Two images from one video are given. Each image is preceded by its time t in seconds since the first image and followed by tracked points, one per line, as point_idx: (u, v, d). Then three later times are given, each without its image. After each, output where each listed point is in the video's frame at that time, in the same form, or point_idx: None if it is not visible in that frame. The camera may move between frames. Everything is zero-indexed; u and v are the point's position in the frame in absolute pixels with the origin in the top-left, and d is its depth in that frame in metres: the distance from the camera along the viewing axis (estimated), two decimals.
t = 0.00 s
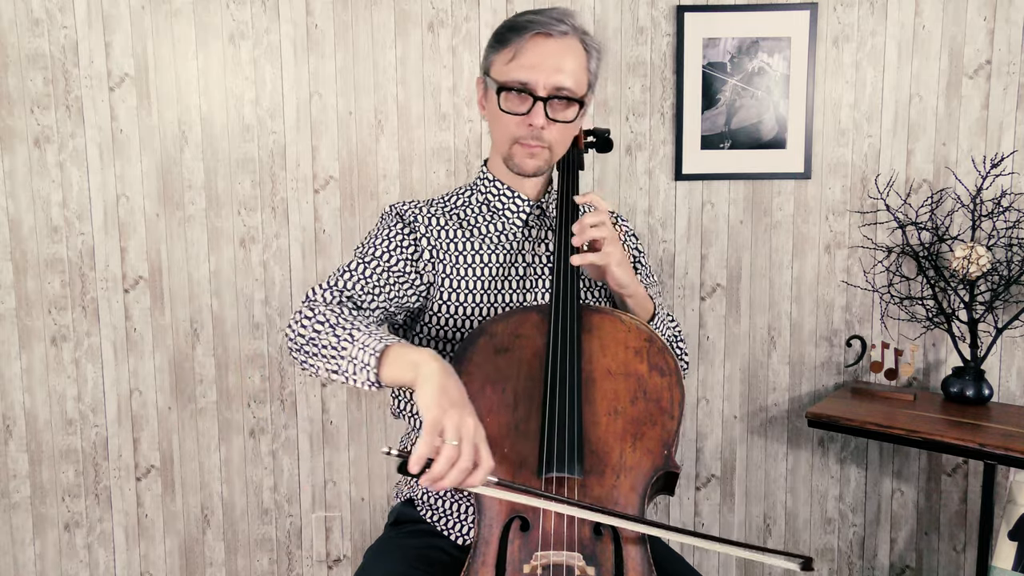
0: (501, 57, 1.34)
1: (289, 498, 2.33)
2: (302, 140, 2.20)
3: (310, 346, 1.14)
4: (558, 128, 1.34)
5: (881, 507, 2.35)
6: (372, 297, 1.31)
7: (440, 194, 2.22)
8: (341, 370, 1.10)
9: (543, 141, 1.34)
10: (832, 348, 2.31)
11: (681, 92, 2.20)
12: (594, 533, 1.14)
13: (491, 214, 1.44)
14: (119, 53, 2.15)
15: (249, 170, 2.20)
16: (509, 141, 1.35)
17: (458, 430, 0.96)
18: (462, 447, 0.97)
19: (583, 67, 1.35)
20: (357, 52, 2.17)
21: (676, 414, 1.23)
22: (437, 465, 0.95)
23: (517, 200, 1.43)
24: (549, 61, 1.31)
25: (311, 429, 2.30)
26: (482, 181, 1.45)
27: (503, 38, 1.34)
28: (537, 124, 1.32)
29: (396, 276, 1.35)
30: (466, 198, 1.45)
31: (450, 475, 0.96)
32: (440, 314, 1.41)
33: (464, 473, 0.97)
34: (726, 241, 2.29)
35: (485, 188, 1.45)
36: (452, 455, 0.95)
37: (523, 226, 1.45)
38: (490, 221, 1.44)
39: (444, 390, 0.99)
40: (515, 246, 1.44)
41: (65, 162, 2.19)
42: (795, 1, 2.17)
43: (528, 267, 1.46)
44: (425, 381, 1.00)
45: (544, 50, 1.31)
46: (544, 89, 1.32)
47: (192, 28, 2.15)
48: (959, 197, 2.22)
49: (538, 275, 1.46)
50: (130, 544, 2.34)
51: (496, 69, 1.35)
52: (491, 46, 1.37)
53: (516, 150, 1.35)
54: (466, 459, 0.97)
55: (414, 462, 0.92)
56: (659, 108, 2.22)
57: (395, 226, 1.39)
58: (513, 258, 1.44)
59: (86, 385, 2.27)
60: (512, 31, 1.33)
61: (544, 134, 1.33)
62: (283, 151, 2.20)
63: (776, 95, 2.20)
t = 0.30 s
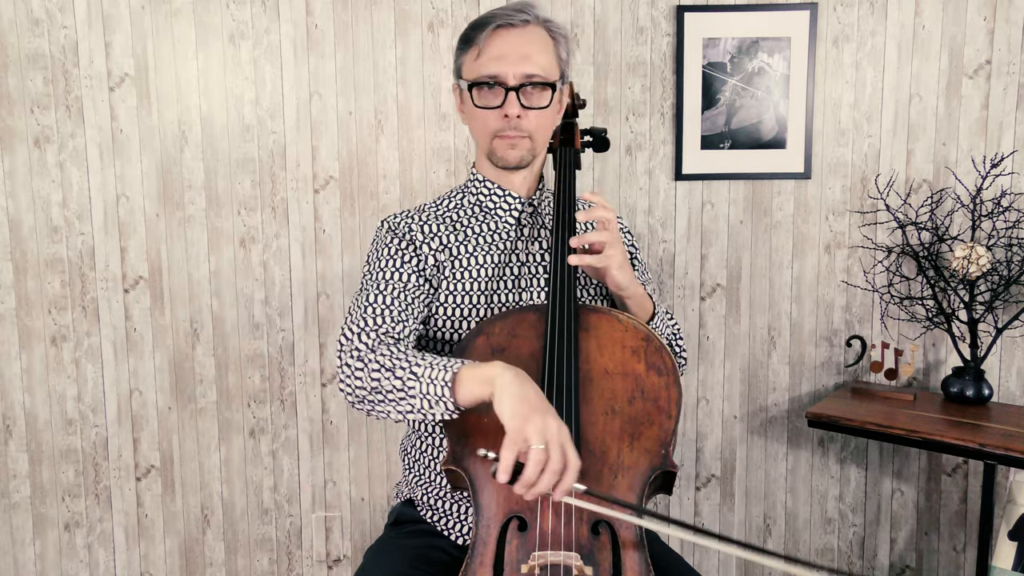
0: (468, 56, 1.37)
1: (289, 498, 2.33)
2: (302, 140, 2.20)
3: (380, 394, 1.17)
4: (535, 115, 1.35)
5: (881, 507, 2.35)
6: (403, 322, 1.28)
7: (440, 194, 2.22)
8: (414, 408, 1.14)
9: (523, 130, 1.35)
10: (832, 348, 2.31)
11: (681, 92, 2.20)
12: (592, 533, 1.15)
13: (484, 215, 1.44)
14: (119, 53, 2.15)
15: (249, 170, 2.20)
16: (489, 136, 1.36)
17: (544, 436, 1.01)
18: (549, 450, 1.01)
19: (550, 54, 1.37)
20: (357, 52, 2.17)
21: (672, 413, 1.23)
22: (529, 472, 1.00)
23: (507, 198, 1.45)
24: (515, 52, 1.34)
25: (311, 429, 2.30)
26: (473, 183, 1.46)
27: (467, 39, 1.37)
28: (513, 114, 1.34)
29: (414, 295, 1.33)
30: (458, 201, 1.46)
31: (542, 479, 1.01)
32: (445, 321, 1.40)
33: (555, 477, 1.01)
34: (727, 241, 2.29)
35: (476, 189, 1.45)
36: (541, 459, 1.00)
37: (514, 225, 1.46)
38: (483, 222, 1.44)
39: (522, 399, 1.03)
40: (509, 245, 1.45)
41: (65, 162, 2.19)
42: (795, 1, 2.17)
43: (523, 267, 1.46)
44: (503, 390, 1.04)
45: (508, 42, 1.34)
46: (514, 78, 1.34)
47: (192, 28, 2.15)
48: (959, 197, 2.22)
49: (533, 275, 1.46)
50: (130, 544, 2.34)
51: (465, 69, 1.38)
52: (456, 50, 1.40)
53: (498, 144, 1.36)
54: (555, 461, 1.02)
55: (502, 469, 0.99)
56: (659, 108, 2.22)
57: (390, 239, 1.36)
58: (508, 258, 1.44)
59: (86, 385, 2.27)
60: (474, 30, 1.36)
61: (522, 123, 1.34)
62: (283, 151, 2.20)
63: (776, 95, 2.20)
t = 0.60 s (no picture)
0: (473, 58, 1.35)
1: (289, 498, 2.33)
2: (302, 140, 2.20)
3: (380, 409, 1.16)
4: (538, 122, 1.34)
5: (882, 507, 2.35)
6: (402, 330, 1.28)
7: (440, 194, 2.22)
8: (414, 424, 1.15)
9: (524, 136, 1.34)
10: (832, 348, 2.31)
11: (681, 92, 2.20)
12: (588, 532, 1.14)
13: (480, 215, 1.44)
14: (119, 53, 2.15)
15: (249, 170, 2.20)
16: (490, 140, 1.35)
17: (549, 448, 1.01)
18: (558, 463, 1.01)
19: (555, 60, 1.36)
20: (357, 52, 2.17)
21: (669, 413, 1.23)
22: (541, 487, 0.99)
23: (505, 200, 1.44)
24: (520, 56, 1.32)
25: (311, 429, 2.30)
26: (470, 184, 1.45)
27: (472, 39, 1.34)
28: (516, 120, 1.33)
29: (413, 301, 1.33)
30: (455, 201, 1.45)
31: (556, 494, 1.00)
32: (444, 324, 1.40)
33: (568, 487, 1.00)
34: (726, 241, 2.29)
35: (473, 189, 1.44)
36: (552, 472, 0.99)
37: (512, 225, 1.45)
38: (480, 222, 1.44)
39: (522, 415, 1.04)
40: (506, 246, 1.45)
41: (65, 162, 2.19)
42: (795, 1, 2.17)
43: (519, 268, 1.46)
44: (501, 411, 1.05)
45: (514, 46, 1.32)
46: (519, 84, 1.32)
47: (192, 28, 2.15)
48: (959, 197, 2.22)
49: (530, 275, 1.46)
50: (130, 544, 2.34)
51: (469, 70, 1.35)
52: (461, 49, 1.37)
53: (499, 148, 1.35)
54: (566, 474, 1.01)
55: (513, 492, 0.99)
56: (659, 108, 2.22)
57: (388, 243, 1.36)
58: (505, 259, 1.45)
59: (86, 384, 2.27)
60: (480, 31, 1.34)
61: (525, 129, 1.33)
62: (283, 151, 2.20)
63: (776, 95, 2.20)
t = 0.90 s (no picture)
0: (477, 59, 1.34)
1: (289, 498, 2.33)
2: (302, 141, 2.20)
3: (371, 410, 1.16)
4: (540, 127, 1.34)
5: (881, 507, 2.35)
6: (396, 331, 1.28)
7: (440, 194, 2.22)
8: (403, 425, 1.15)
9: (526, 140, 1.34)
10: (832, 348, 2.31)
11: (681, 92, 2.20)
12: (586, 532, 1.15)
13: (479, 215, 1.44)
14: (119, 53, 2.15)
15: (249, 170, 2.20)
16: (492, 142, 1.35)
17: (542, 453, 1.02)
18: (550, 467, 1.01)
19: (560, 64, 1.35)
20: (357, 52, 2.17)
21: (667, 412, 1.23)
22: (534, 491, 0.99)
23: (503, 200, 1.44)
24: (525, 60, 1.31)
25: (311, 429, 2.30)
26: (469, 184, 1.45)
27: (477, 40, 1.34)
28: (518, 124, 1.32)
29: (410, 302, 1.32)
30: (454, 201, 1.45)
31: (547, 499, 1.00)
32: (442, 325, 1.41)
33: (561, 492, 1.01)
34: (726, 241, 2.29)
35: (472, 189, 1.45)
36: (544, 476, 1.00)
37: (510, 226, 1.45)
38: (479, 222, 1.44)
39: (514, 421, 1.04)
40: (505, 247, 1.45)
41: (65, 162, 2.19)
42: (795, 1, 2.17)
43: (518, 269, 1.46)
44: (494, 414, 1.05)
45: (520, 49, 1.31)
46: (523, 88, 1.32)
47: (192, 28, 2.15)
48: (959, 197, 2.22)
49: (529, 276, 1.46)
50: (130, 544, 2.34)
51: (473, 72, 1.35)
52: (465, 49, 1.37)
53: (500, 151, 1.35)
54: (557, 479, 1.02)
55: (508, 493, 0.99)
56: (659, 108, 2.23)
57: (385, 241, 1.37)
58: (503, 260, 1.45)
59: (86, 384, 2.27)
60: (486, 32, 1.33)
61: (527, 134, 1.33)
62: (283, 151, 2.20)
63: (776, 95, 2.20)
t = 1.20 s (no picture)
0: (493, 49, 1.36)
1: (289, 498, 2.33)
2: (302, 141, 2.20)
3: (326, 388, 1.17)
4: (548, 121, 1.34)
5: (881, 507, 2.35)
6: (370, 320, 1.30)
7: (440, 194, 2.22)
8: (359, 406, 1.15)
9: (532, 133, 1.34)
10: (832, 348, 2.31)
11: (681, 92, 2.20)
12: (585, 532, 1.15)
13: (476, 214, 1.44)
14: (119, 53, 2.15)
15: (249, 170, 2.20)
16: (499, 132, 1.35)
17: (497, 442, 1.00)
18: (506, 456, 0.99)
19: (570, 65, 1.38)
20: (357, 52, 2.17)
21: (666, 412, 1.22)
22: (490, 479, 0.97)
23: (502, 197, 1.44)
24: (539, 54, 1.33)
25: (311, 429, 2.30)
26: (467, 182, 1.45)
27: (493, 33, 1.36)
28: (527, 115, 1.32)
29: (391, 294, 1.34)
30: (451, 201, 1.45)
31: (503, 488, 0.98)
32: (434, 321, 1.41)
33: (516, 482, 0.99)
34: (726, 241, 2.29)
35: (470, 188, 1.45)
36: (501, 464, 0.98)
37: (507, 225, 1.45)
38: (476, 222, 1.44)
39: (470, 409, 1.03)
40: (501, 246, 1.44)
41: (65, 162, 2.19)
42: (795, 1, 2.17)
43: (515, 267, 1.45)
44: (449, 402, 1.04)
45: (535, 43, 1.33)
46: (535, 81, 1.33)
47: (192, 28, 2.15)
48: (959, 197, 2.22)
49: (525, 275, 1.46)
50: (130, 544, 2.34)
51: (486, 63, 1.36)
52: (479, 41, 1.38)
53: (505, 141, 1.35)
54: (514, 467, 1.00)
55: (462, 479, 0.95)
56: (659, 108, 2.22)
57: (380, 238, 1.38)
58: (499, 259, 1.44)
59: (86, 384, 2.27)
60: (502, 25, 1.35)
61: (535, 126, 1.33)
62: (283, 151, 2.20)
63: (776, 95, 2.20)
